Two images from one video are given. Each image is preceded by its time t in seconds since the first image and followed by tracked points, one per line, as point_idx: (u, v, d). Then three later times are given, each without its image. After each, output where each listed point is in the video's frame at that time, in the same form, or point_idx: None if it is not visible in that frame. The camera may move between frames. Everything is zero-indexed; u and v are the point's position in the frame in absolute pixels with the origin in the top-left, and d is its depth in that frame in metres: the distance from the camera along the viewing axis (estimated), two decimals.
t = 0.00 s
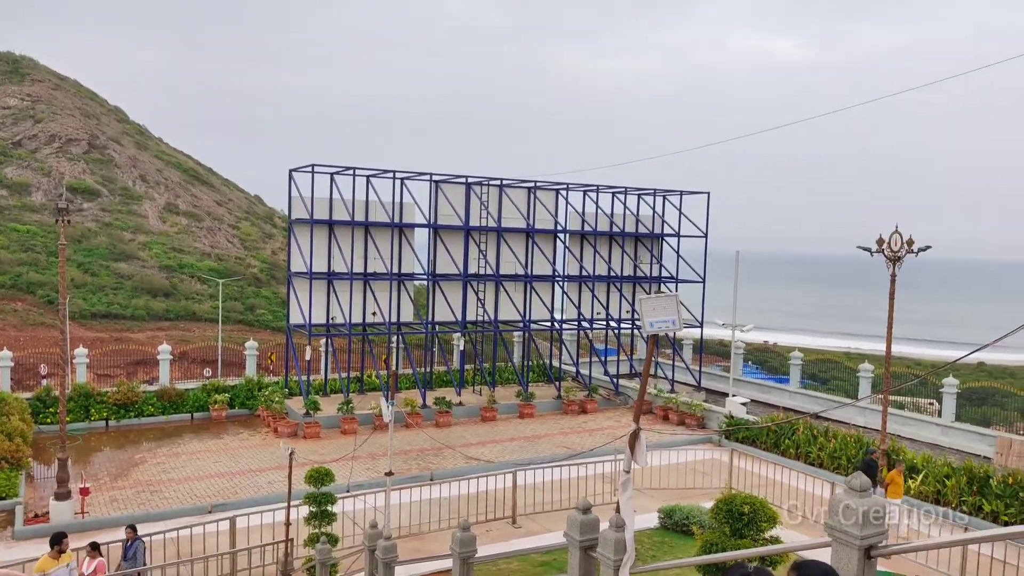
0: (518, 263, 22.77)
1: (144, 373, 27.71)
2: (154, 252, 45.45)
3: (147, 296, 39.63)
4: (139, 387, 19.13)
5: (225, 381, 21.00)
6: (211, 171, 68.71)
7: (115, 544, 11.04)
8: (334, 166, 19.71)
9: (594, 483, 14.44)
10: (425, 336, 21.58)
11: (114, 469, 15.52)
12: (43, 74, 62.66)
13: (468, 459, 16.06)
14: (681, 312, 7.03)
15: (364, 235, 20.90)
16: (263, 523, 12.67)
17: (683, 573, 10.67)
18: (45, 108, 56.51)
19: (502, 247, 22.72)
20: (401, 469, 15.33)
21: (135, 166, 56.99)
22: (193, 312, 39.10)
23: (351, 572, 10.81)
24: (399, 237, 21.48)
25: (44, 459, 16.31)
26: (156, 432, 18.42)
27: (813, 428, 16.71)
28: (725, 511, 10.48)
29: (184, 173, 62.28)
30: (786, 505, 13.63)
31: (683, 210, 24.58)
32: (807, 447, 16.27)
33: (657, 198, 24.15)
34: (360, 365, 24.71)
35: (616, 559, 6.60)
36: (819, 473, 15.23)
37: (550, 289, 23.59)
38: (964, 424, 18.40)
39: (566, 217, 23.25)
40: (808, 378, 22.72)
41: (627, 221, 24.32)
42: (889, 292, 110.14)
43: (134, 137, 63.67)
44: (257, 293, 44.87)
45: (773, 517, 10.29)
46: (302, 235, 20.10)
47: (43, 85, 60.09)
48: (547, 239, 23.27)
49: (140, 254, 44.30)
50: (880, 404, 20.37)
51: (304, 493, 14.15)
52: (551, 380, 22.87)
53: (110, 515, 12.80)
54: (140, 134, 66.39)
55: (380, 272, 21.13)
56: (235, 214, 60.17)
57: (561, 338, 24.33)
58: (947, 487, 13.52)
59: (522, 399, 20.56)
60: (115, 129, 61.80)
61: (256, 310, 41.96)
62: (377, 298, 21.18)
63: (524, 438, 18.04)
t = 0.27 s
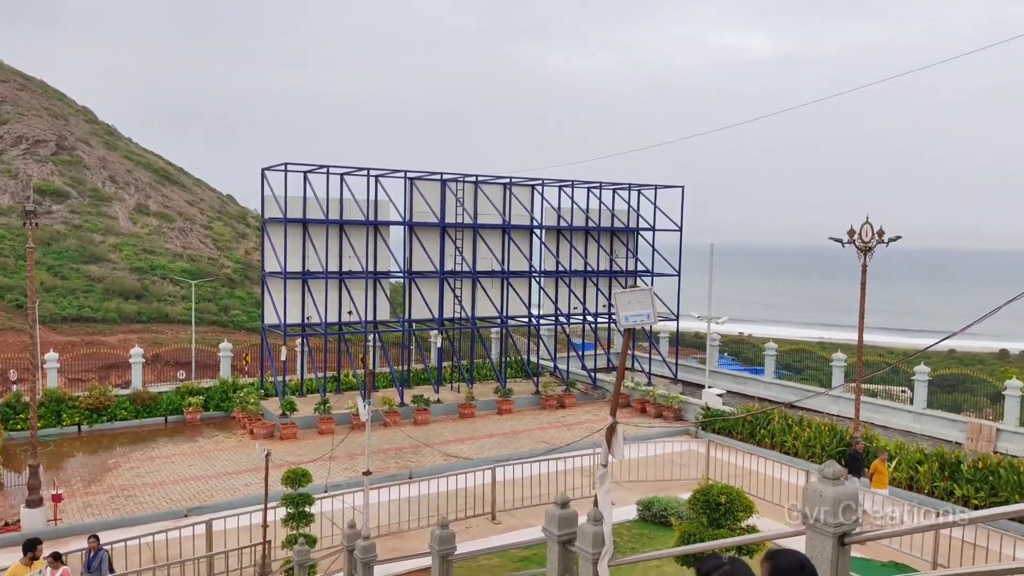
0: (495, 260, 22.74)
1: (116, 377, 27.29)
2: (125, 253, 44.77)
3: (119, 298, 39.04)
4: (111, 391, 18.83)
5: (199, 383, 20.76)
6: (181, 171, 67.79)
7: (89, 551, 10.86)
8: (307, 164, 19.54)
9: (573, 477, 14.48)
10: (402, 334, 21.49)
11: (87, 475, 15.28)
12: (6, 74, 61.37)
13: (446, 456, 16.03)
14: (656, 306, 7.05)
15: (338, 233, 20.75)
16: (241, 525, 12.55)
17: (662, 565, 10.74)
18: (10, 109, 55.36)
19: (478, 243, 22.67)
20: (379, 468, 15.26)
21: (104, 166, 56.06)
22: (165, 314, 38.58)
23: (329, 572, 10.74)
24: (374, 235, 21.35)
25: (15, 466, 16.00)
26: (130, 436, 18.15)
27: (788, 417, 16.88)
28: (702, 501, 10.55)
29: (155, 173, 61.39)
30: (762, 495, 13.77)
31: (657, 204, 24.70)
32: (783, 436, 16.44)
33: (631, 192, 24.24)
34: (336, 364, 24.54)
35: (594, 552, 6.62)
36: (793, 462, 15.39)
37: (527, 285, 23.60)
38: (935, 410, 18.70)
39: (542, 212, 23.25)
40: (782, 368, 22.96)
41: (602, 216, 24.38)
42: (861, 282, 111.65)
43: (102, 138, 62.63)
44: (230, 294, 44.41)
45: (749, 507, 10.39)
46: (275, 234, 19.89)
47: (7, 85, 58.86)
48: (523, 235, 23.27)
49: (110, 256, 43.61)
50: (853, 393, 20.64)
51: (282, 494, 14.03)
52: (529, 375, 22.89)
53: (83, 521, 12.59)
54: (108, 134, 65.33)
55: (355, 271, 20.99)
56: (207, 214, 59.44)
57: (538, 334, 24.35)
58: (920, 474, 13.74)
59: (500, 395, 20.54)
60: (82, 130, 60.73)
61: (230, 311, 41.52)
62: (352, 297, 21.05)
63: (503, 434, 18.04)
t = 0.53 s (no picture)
0: (465, 261, 22.70)
1: (80, 383, 26.74)
2: (88, 257, 43.92)
3: (82, 302, 38.28)
4: (74, 397, 18.44)
5: (165, 389, 20.42)
6: (146, 173, 66.70)
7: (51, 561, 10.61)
8: (274, 166, 19.33)
9: (544, 478, 14.50)
10: (372, 336, 21.34)
11: (50, 483, 14.94)
12: None
13: (417, 459, 15.95)
14: (624, 306, 7.07)
15: (306, 235, 20.55)
16: (208, 532, 12.36)
17: (633, 563, 10.78)
18: None
19: (448, 244, 22.60)
20: (349, 472, 15.13)
21: (66, 168, 54.93)
22: (130, 318, 37.93)
23: None
24: (343, 237, 21.19)
25: None
26: (94, 443, 17.80)
27: (756, 415, 17.08)
28: (672, 500, 10.61)
29: (118, 175, 60.32)
30: (731, 492, 13.90)
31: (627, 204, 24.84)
32: (751, 434, 16.61)
33: (601, 193, 24.34)
34: (305, 368, 24.31)
35: (564, 553, 6.63)
36: (760, 459, 15.56)
37: (498, 286, 23.58)
38: (899, 406, 19.04)
39: (512, 213, 23.25)
40: (750, 366, 23.22)
41: (572, 217, 24.45)
42: (826, 281, 113.44)
43: (64, 139, 61.37)
44: (197, 297, 43.80)
45: (718, 505, 10.47)
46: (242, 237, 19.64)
47: None
48: (493, 236, 23.25)
49: (73, 260, 42.74)
50: (820, 390, 20.94)
51: (250, 500, 13.85)
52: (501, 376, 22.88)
53: (45, 530, 12.31)
54: (70, 135, 64.03)
55: (324, 273, 20.81)
56: (173, 217, 58.52)
57: (509, 335, 24.34)
58: (885, 469, 13.98)
59: (471, 397, 20.49)
60: (43, 130, 59.44)
61: (197, 314, 40.94)
62: (321, 299, 20.86)
63: (475, 435, 18.00)
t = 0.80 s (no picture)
0: (436, 265, 22.63)
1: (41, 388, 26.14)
2: (51, 260, 43.00)
3: (45, 307, 37.46)
4: (36, 403, 18.01)
5: (130, 394, 20.05)
6: (111, 175, 65.49)
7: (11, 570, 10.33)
8: (242, 168, 19.12)
9: (515, 482, 14.49)
10: (342, 340, 21.16)
11: (10, 491, 14.57)
12: None
13: (387, 464, 15.85)
14: (594, 311, 7.10)
15: (275, 238, 20.36)
16: (174, 539, 12.15)
17: (604, 566, 10.80)
18: None
19: (420, 248, 22.52)
20: (318, 478, 14.98)
21: (28, 169, 53.76)
22: (94, 322, 37.19)
23: None
24: (313, 240, 21.01)
25: None
26: (56, 450, 17.40)
27: (725, 418, 17.25)
28: (642, 503, 10.67)
29: (83, 177, 59.17)
30: (701, 495, 14.02)
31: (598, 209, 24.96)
32: (720, 437, 16.77)
33: (572, 197, 24.43)
34: (273, 373, 24.03)
35: (534, 557, 6.64)
36: (729, 461, 15.71)
37: (469, 290, 23.54)
38: (864, 409, 19.35)
39: (484, 217, 23.24)
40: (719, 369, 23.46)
41: (544, 221, 24.51)
42: (794, 285, 115.05)
43: (26, 139, 60.07)
44: (163, 301, 43.12)
45: (688, 507, 10.54)
46: (210, 240, 19.38)
47: None
48: (465, 240, 23.22)
49: (35, 263, 41.81)
50: (787, 393, 21.22)
51: (217, 507, 13.63)
52: (472, 381, 22.84)
53: (6, 540, 11.99)
54: (33, 136, 62.69)
55: (293, 277, 20.62)
56: (139, 219, 57.56)
57: (481, 339, 24.31)
58: (851, 471, 14.21)
59: (442, 401, 20.40)
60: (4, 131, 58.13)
61: (163, 319, 40.30)
62: (290, 303, 20.68)
63: (446, 440, 17.93)
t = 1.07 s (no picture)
0: (402, 263, 22.49)
1: None
2: (5, 259, 41.85)
3: None
4: None
5: (87, 396, 19.59)
6: (68, 172, 63.94)
7: None
8: (203, 165, 18.81)
9: (481, 480, 14.47)
10: (306, 339, 20.93)
11: None
12: None
13: (353, 464, 15.71)
14: (558, 309, 7.11)
15: (238, 237, 20.07)
16: (134, 544, 11.90)
17: (570, 563, 10.84)
18: None
19: (385, 246, 22.35)
20: (282, 479, 14.80)
21: None
22: (51, 323, 36.30)
23: None
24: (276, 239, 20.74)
25: None
26: (10, 454, 16.94)
27: (690, 414, 17.42)
28: (608, 499, 10.72)
29: (38, 173, 57.68)
30: (666, 490, 14.13)
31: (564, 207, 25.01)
32: (684, 432, 16.93)
33: (539, 195, 24.45)
34: (237, 373, 23.69)
35: (499, 555, 6.64)
36: (693, 457, 15.86)
37: (436, 288, 23.43)
38: (825, 403, 19.68)
39: (450, 215, 23.15)
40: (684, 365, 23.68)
41: (510, 219, 24.49)
42: (757, 282, 116.72)
43: None
44: (122, 301, 42.24)
45: (653, 503, 10.61)
46: (170, 238, 19.03)
47: None
48: (431, 238, 23.11)
49: None
50: (750, 388, 21.50)
51: (178, 510, 13.39)
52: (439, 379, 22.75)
53: None
54: None
55: (256, 275, 20.35)
56: (97, 217, 56.30)
57: (447, 337, 24.22)
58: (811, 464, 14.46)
59: (409, 400, 20.29)
60: None
61: (123, 319, 39.49)
62: (253, 303, 20.40)
63: (412, 439, 17.83)
